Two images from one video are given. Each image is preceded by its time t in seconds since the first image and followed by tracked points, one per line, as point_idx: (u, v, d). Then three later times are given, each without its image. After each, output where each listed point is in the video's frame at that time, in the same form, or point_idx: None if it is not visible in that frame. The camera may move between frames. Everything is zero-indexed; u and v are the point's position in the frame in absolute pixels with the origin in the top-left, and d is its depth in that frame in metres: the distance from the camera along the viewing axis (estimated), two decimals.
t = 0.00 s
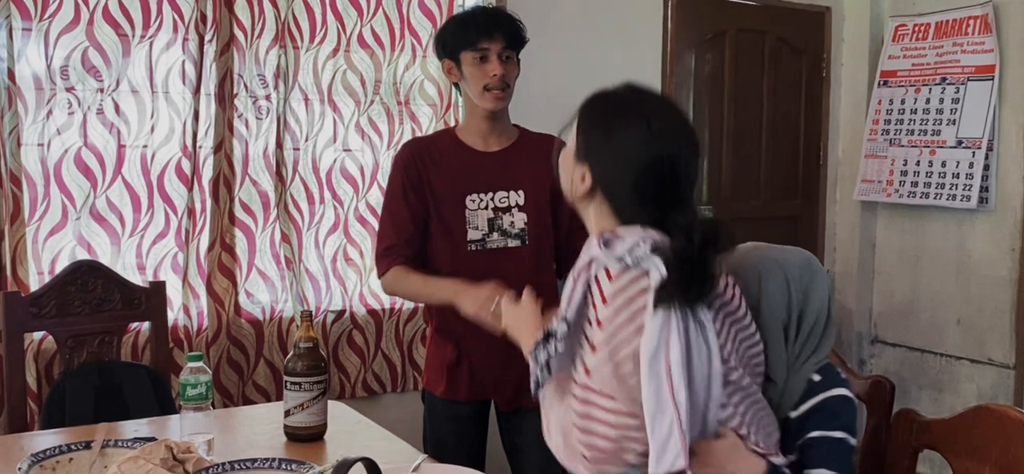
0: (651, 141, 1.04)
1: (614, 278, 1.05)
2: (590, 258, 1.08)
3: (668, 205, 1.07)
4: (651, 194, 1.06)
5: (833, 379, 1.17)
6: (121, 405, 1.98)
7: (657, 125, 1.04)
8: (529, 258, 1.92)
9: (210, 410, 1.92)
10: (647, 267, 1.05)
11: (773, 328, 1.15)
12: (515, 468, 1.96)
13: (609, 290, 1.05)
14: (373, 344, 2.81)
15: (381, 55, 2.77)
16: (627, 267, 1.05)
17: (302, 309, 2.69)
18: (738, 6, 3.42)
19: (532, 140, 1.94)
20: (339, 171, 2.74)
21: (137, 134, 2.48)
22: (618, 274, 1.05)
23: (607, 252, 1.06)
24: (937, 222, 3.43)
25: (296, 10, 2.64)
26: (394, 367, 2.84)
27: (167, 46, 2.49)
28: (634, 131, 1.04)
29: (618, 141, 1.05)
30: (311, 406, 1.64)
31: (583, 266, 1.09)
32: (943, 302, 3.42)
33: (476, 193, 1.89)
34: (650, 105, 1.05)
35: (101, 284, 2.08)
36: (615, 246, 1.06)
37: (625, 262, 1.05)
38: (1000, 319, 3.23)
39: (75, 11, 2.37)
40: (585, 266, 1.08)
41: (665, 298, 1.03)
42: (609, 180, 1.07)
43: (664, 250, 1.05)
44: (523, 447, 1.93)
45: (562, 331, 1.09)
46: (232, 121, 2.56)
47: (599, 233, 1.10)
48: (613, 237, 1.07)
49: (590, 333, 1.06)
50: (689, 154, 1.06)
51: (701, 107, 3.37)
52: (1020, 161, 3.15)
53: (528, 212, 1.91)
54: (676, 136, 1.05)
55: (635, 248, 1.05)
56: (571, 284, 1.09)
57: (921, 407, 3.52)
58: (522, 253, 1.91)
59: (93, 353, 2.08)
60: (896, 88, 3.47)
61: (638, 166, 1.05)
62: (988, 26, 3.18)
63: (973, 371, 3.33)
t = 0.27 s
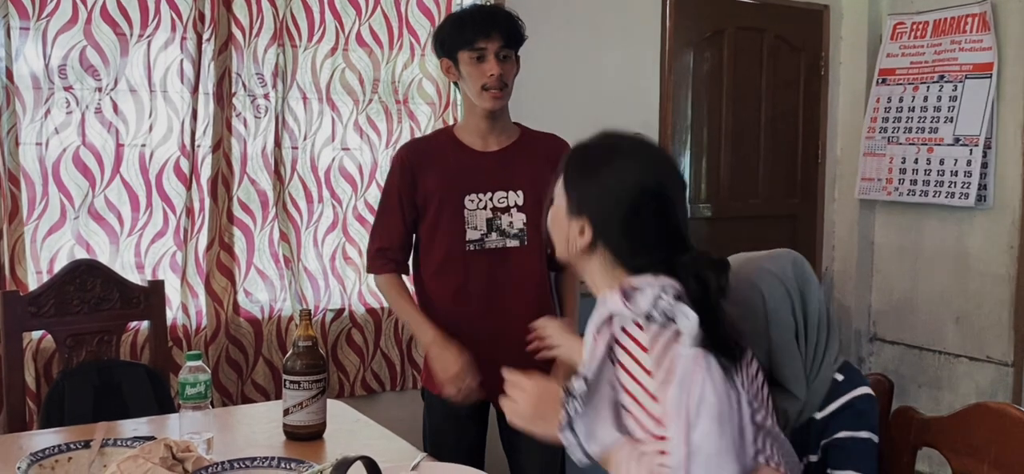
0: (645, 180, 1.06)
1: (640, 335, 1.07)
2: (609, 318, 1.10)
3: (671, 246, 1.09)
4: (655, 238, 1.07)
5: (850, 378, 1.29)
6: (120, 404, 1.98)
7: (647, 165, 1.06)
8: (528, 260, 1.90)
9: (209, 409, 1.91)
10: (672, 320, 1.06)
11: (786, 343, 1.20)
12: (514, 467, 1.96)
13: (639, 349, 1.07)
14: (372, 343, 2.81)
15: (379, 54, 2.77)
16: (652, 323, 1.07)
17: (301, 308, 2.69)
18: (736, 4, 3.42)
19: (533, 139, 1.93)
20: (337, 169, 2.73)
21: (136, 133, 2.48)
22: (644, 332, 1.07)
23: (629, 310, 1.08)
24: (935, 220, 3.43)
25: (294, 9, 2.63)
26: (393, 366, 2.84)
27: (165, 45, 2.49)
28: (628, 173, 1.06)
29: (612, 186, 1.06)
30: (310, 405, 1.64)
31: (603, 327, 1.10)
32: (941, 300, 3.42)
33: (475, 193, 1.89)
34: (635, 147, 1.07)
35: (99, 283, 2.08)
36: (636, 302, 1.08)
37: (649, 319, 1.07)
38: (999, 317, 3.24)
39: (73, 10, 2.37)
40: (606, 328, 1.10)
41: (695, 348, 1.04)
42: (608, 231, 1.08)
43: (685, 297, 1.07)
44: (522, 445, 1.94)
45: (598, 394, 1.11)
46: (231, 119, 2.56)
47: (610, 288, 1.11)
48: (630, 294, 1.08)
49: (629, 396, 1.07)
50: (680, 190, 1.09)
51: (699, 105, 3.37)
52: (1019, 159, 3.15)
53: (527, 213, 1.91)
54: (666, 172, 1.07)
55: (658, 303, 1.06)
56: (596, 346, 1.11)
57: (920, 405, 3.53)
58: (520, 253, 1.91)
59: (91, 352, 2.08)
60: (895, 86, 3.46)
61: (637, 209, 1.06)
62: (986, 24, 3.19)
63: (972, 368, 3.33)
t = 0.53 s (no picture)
0: (630, 224, 1.10)
1: (689, 369, 1.05)
2: (648, 363, 1.05)
3: (666, 274, 1.15)
4: (652, 271, 1.13)
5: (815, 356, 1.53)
6: (117, 403, 1.98)
7: (628, 206, 1.10)
8: (525, 259, 1.90)
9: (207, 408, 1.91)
10: (716, 347, 1.06)
11: (799, 339, 1.57)
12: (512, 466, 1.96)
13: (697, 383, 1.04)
14: (370, 341, 2.81)
15: (376, 52, 2.77)
16: (699, 355, 1.05)
17: (298, 306, 2.69)
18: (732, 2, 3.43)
19: (531, 137, 1.93)
20: (334, 167, 2.73)
21: (132, 132, 2.47)
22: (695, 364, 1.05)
23: (670, 349, 1.05)
24: (931, 217, 3.43)
25: (291, 7, 2.63)
26: (390, 365, 2.84)
27: (161, 43, 2.49)
28: (612, 220, 1.10)
29: (601, 234, 1.11)
30: (308, 403, 1.65)
31: (645, 375, 1.05)
32: (937, 297, 3.43)
33: (472, 191, 1.89)
34: (611, 190, 1.11)
35: (96, 282, 2.08)
36: (677, 339, 1.06)
37: (695, 351, 1.05)
38: (994, 314, 3.24)
39: (69, 8, 2.37)
40: (649, 375, 1.05)
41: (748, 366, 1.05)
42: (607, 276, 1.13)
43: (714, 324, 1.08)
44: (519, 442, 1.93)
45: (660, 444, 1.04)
46: (227, 118, 2.56)
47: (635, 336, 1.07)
48: (666, 332, 1.06)
49: (705, 425, 1.03)
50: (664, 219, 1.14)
51: (696, 104, 3.38)
52: (1015, 156, 3.16)
53: (523, 211, 1.90)
54: (648, 208, 1.11)
55: (698, 334, 1.06)
56: (644, 395, 1.04)
57: (916, 402, 3.53)
58: (517, 252, 1.90)
59: (88, 351, 2.08)
60: (891, 84, 3.46)
61: (629, 252, 1.11)
62: (982, 21, 3.19)
63: (968, 366, 3.34)
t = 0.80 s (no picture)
0: (614, 245, 1.09)
1: (728, 365, 1.08)
2: (687, 367, 1.07)
3: (660, 291, 1.13)
4: (646, 290, 1.12)
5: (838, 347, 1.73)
6: (113, 402, 1.97)
7: (610, 226, 1.09)
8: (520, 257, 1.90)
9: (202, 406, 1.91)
10: (744, 343, 1.11)
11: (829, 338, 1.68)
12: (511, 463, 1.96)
13: (739, 377, 1.07)
14: (366, 339, 2.80)
15: (371, 50, 2.76)
16: (732, 351, 1.09)
17: (293, 305, 2.68)
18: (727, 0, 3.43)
19: (528, 135, 1.92)
20: (330, 166, 2.73)
21: (127, 130, 2.47)
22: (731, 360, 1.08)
23: (706, 350, 1.08)
24: (926, 214, 3.44)
25: (286, 5, 2.63)
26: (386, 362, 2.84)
27: (156, 41, 2.48)
28: (596, 243, 1.09)
29: (588, 260, 1.10)
30: (304, 402, 1.65)
31: (687, 379, 1.06)
32: (932, 294, 3.43)
33: (468, 189, 1.89)
34: (588, 220, 1.10)
35: (91, 281, 2.07)
36: (710, 339, 1.09)
37: (729, 349, 1.09)
38: (989, 310, 3.25)
39: (63, 7, 2.36)
40: (691, 378, 1.06)
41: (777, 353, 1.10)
42: (600, 301, 1.12)
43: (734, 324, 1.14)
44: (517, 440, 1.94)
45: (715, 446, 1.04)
46: (222, 117, 2.56)
47: (666, 344, 1.09)
48: (698, 335, 1.09)
49: (762, 412, 1.06)
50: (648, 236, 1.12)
51: (691, 101, 3.38)
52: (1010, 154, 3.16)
53: (519, 209, 1.89)
54: (628, 227, 1.10)
55: (727, 331, 1.11)
56: (692, 398, 1.05)
57: (912, 399, 3.54)
58: (512, 251, 1.89)
59: (83, 350, 2.07)
60: (886, 81, 3.47)
61: (619, 274, 1.09)
62: (976, 19, 3.19)
63: (963, 362, 3.35)
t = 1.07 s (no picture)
0: (606, 251, 1.12)
1: (756, 355, 1.12)
2: (720, 359, 1.11)
3: (657, 294, 1.16)
4: (644, 293, 1.14)
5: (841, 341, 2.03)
6: (105, 400, 1.97)
7: (597, 237, 1.13)
8: (507, 256, 1.90)
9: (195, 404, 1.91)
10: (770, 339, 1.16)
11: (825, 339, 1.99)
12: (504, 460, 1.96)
13: (773, 365, 1.10)
14: (357, 337, 2.80)
15: (362, 47, 2.76)
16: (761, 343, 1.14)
17: (285, 302, 2.68)
18: None
19: (518, 134, 1.91)
20: (321, 163, 2.72)
21: (117, 128, 2.46)
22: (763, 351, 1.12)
23: (735, 343, 1.12)
24: (916, 210, 3.45)
25: (276, 2, 2.62)
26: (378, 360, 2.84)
27: (145, 38, 2.47)
28: (588, 252, 1.12)
29: (585, 272, 1.12)
30: (295, 400, 1.65)
31: (721, 370, 1.10)
32: (922, 290, 3.45)
33: (456, 187, 1.89)
34: (575, 244, 1.13)
35: (81, 279, 2.07)
36: (739, 331, 1.14)
37: (756, 341, 1.14)
38: (979, 305, 3.27)
39: (51, 3, 2.35)
40: (724, 369, 1.09)
41: (801, 347, 1.15)
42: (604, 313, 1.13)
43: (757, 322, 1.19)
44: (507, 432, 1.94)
45: (751, 435, 1.07)
46: (213, 114, 2.55)
47: (694, 340, 1.13)
48: (726, 329, 1.14)
49: (794, 397, 1.09)
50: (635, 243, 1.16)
51: (682, 98, 3.38)
52: (998, 149, 3.18)
53: (508, 208, 1.89)
54: (614, 235, 1.14)
55: (754, 326, 1.15)
56: (726, 389, 1.08)
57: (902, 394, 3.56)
58: (500, 250, 1.89)
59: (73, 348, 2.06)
60: (876, 78, 3.48)
61: (616, 279, 1.12)
62: (966, 15, 3.20)
63: (953, 357, 3.37)
